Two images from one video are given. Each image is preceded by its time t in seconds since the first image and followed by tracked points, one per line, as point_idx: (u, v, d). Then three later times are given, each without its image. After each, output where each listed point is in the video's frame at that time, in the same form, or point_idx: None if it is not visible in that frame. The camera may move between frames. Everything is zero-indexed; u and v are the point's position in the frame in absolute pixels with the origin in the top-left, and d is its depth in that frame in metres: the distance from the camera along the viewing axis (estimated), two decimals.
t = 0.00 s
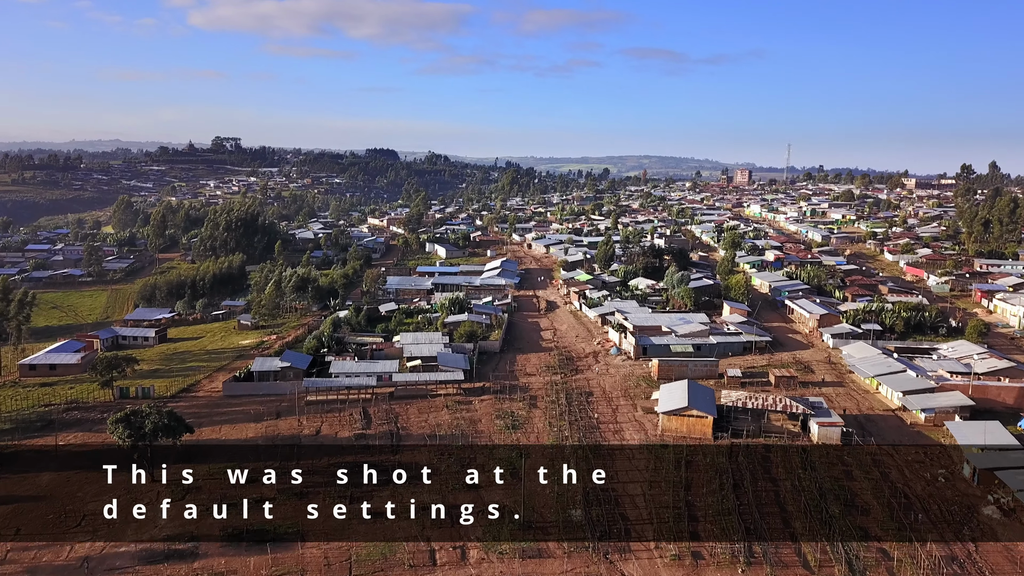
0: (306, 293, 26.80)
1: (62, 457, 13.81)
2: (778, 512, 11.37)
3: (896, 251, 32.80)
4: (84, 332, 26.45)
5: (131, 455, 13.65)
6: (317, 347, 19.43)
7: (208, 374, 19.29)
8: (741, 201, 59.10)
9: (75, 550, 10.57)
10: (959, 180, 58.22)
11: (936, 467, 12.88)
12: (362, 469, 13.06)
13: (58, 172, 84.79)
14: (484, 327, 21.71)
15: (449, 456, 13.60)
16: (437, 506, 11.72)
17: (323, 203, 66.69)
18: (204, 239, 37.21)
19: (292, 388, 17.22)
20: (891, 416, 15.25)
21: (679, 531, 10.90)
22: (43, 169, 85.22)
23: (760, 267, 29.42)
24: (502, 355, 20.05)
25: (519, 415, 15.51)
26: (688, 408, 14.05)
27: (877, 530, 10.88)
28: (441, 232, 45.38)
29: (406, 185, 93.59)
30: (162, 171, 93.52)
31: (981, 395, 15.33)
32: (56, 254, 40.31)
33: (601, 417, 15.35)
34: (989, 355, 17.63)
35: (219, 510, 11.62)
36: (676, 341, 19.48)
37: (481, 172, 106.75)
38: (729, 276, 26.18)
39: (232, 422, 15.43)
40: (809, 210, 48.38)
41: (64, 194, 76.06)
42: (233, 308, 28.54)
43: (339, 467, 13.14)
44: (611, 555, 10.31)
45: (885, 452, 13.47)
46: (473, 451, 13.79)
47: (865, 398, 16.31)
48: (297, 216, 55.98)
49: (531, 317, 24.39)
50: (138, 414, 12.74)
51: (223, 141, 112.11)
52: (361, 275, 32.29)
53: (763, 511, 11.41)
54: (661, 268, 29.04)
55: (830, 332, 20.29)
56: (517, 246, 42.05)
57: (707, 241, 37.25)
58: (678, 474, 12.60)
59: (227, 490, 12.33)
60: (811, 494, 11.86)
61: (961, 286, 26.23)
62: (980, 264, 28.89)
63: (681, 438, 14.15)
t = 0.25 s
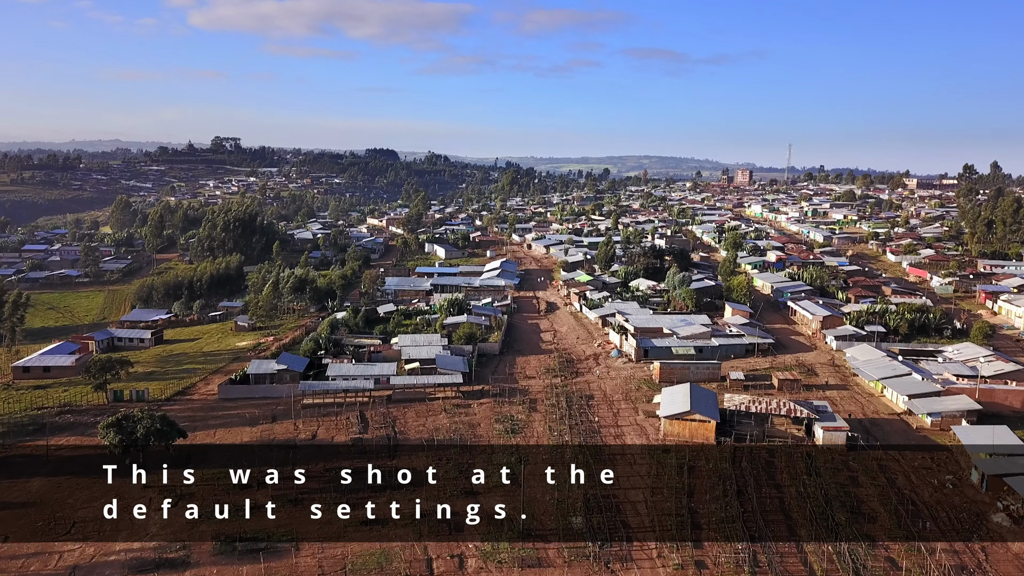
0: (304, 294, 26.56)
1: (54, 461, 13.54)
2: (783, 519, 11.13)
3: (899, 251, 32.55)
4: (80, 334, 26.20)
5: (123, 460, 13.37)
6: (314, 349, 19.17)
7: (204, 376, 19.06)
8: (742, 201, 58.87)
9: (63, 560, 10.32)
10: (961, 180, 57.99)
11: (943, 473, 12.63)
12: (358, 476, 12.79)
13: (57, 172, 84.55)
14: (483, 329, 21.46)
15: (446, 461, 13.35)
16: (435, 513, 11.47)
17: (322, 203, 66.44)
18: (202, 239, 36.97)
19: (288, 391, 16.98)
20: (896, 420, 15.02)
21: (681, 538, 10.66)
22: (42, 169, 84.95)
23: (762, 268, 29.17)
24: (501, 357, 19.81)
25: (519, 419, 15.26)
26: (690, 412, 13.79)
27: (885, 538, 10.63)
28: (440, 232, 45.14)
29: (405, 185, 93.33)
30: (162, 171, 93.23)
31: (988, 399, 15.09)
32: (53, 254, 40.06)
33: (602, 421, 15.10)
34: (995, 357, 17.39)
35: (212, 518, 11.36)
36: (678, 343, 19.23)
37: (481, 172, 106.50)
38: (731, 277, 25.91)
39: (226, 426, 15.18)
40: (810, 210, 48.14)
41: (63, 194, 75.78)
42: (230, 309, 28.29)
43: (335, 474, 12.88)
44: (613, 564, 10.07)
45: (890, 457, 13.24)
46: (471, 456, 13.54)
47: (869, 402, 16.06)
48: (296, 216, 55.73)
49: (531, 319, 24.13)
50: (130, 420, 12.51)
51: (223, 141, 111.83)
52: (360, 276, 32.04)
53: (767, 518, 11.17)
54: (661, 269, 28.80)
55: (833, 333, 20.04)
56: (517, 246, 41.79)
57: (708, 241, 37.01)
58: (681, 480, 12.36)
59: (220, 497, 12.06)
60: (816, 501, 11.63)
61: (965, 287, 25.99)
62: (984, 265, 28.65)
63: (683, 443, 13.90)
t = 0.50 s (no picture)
0: (301, 295, 26.28)
1: (43, 466, 13.25)
2: (788, 528, 10.86)
3: (901, 252, 32.27)
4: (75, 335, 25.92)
5: (113, 466, 13.07)
6: (310, 352, 18.89)
7: (199, 379, 18.78)
8: (743, 201, 58.61)
9: (50, 570, 10.02)
10: (963, 180, 57.72)
11: (951, 480, 12.35)
12: (353, 482, 12.50)
13: (56, 172, 84.29)
14: (482, 331, 21.19)
15: (443, 467, 13.06)
16: (432, 522, 11.18)
17: (321, 203, 66.12)
18: (200, 239, 36.69)
19: (283, 394, 16.70)
20: (902, 425, 14.74)
21: (684, 548, 10.39)
22: (41, 169, 84.61)
23: (764, 269, 28.88)
24: (501, 360, 19.53)
25: (518, 423, 14.98)
26: (693, 417, 13.51)
27: (894, 548, 10.36)
28: (439, 232, 44.86)
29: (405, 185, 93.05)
30: (161, 171, 92.90)
31: (996, 403, 14.82)
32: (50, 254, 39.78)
33: (604, 426, 14.81)
34: (1002, 360, 17.12)
35: (203, 527, 11.06)
36: (680, 346, 18.95)
37: (481, 172, 106.23)
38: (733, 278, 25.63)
39: (220, 430, 14.89)
40: (812, 211, 47.85)
41: (62, 194, 75.46)
42: (227, 310, 28.01)
43: (330, 480, 12.59)
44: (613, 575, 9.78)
45: (897, 464, 12.95)
46: (469, 462, 13.25)
47: (875, 406, 15.78)
48: (295, 216, 55.46)
49: (531, 320, 23.86)
50: (120, 424, 12.22)
51: (223, 140, 111.55)
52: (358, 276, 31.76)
53: (773, 527, 10.90)
54: (662, 270, 28.53)
55: (837, 336, 19.76)
56: (517, 247, 41.51)
57: (709, 242, 36.74)
58: (684, 487, 12.09)
59: (212, 504, 11.77)
60: (823, 509, 11.35)
61: (969, 289, 25.72)
62: (988, 266, 28.38)
63: (686, 449, 13.62)
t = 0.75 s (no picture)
0: (299, 296, 26.05)
1: (33, 471, 12.99)
2: (794, 537, 10.61)
3: (904, 253, 32.04)
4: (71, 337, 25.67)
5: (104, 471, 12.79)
6: (307, 354, 18.66)
7: (194, 382, 18.53)
8: (744, 201, 58.37)
9: None
10: (965, 181, 57.48)
11: (959, 487, 12.10)
12: (349, 488, 12.22)
13: (55, 172, 84.02)
14: (481, 332, 20.95)
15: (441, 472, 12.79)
16: (428, 530, 10.92)
17: (320, 203, 65.86)
18: (197, 240, 36.46)
19: (279, 397, 16.47)
20: (908, 429, 14.49)
21: (688, 557, 10.14)
22: (39, 169, 84.34)
23: (766, 270, 28.64)
24: (500, 362, 19.29)
25: (517, 427, 14.73)
26: (696, 421, 13.28)
27: (902, 557, 10.10)
28: (439, 233, 44.62)
29: (405, 185, 92.81)
30: (160, 171, 92.65)
31: (1003, 407, 14.57)
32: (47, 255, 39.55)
33: (605, 430, 14.55)
34: (1009, 363, 16.87)
35: (195, 535, 10.80)
36: (681, 348, 18.70)
37: (481, 172, 105.99)
38: (735, 280, 25.38)
39: (214, 434, 14.64)
40: (813, 211, 47.60)
41: (60, 194, 75.21)
42: (224, 312, 27.76)
43: (324, 486, 12.31)
44: None
45: (903, 470, 12.70)
46: (467, 467, 12.98)
47: (880, 410, 15.53)
48: (294, 216, 55.21)
49: (531, 322, 23.62)
50: (112, 430, 11.96)
51: (222, 140, 111.29)
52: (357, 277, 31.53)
53: (777, 536, 10.64)
54: (663, 271, 28.29)
55: (841, 338, 19.51)
56: (516, 247, 41.26)
57: (710, 242, 36.51)
58: (686, 494, 11.84)
59: (205, 510, 11.51)
60: (829, 517, 11.10)
61: (973, 290, 25.47)
62: (992, 267, 28.13)
63: (688, 454, 13.37)
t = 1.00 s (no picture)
0: (296, 297, 25.76)
1: (21, 476, 12.69)
2: (801, 547, 10.32)
3: (907, 254, 31.79)
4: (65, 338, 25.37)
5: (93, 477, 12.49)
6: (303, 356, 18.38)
7: (188, 385, 18.23)
8: (745, 201, 58.09)
9: None
10: (967, 181, 57.22)
11: (969, 494, 11.82)
12: (344, 495, 11.91)
13: (53, 171, 83.69)
14: (480, 335, 20.67)
15: (438, 479, 12.48)
16: (424, 539, 10.62)
17: (319, 203, 65.57)
18: (195, 240, 36.17)
19: (274, 400, 16.19)
20: (914, 434, 14.22)
21: (691, 568, 9.86)
22: (37, 169, 83.99)
23: (767, 271, 28.37)
24: (499, 364, 19.00)
25: (516, 432, 14.42)
26: (699, 427, 13.00)
27: (912, 568, 9.82)
28: (438, 233, 44.37)
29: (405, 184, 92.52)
30: (159, 171, 92.33)
31: (1012, 412, 14.31)
32: (43, 255, 39.23)
33: (605, 435, 14.27)
34: (1016, 367, 16.60)
35: (186, 543, 10.50)
36: (683, 351, 18.42)
37: (480, 172, 105.73)
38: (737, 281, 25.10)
39: (207, 439, 14.34)
40: (815, 212, 47.32)
41: (59, 193, 74.90)
42: (221, 313, 27.47)
43: (318, 493, 12.00)
44: None
45: (911, 477, 12.41)
46: (464, 474, 12.66)
47: (885, 414, 15.25)
48: (292, 216, 54.90)
49: (530, 323, 23.34)
50: (101, 435, 11.70)
51: (221, 140, 111.00)
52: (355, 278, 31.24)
53: (783, 546, 10.35)
54: (664, 272, 28.02)
55: (844, 341, 19.23)
56: (516, 248, 40.95)
57: (711, 243, 36.24)
58: (689, 502, 11.56)
59: (196, 518, 11.22)
60: (836, 525, 10.82)
61: (978, 291, 25.21)
62: (996, 268, 27.87)
63: (691, 460, 13.08)
